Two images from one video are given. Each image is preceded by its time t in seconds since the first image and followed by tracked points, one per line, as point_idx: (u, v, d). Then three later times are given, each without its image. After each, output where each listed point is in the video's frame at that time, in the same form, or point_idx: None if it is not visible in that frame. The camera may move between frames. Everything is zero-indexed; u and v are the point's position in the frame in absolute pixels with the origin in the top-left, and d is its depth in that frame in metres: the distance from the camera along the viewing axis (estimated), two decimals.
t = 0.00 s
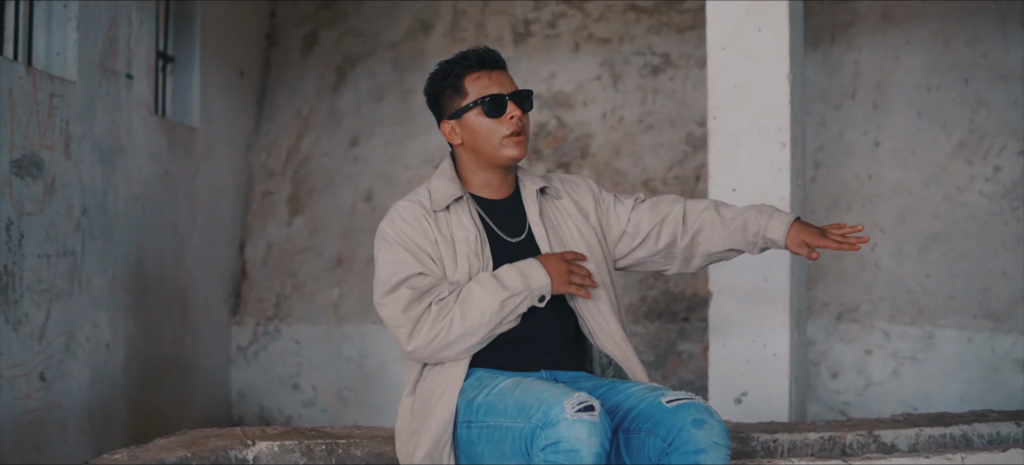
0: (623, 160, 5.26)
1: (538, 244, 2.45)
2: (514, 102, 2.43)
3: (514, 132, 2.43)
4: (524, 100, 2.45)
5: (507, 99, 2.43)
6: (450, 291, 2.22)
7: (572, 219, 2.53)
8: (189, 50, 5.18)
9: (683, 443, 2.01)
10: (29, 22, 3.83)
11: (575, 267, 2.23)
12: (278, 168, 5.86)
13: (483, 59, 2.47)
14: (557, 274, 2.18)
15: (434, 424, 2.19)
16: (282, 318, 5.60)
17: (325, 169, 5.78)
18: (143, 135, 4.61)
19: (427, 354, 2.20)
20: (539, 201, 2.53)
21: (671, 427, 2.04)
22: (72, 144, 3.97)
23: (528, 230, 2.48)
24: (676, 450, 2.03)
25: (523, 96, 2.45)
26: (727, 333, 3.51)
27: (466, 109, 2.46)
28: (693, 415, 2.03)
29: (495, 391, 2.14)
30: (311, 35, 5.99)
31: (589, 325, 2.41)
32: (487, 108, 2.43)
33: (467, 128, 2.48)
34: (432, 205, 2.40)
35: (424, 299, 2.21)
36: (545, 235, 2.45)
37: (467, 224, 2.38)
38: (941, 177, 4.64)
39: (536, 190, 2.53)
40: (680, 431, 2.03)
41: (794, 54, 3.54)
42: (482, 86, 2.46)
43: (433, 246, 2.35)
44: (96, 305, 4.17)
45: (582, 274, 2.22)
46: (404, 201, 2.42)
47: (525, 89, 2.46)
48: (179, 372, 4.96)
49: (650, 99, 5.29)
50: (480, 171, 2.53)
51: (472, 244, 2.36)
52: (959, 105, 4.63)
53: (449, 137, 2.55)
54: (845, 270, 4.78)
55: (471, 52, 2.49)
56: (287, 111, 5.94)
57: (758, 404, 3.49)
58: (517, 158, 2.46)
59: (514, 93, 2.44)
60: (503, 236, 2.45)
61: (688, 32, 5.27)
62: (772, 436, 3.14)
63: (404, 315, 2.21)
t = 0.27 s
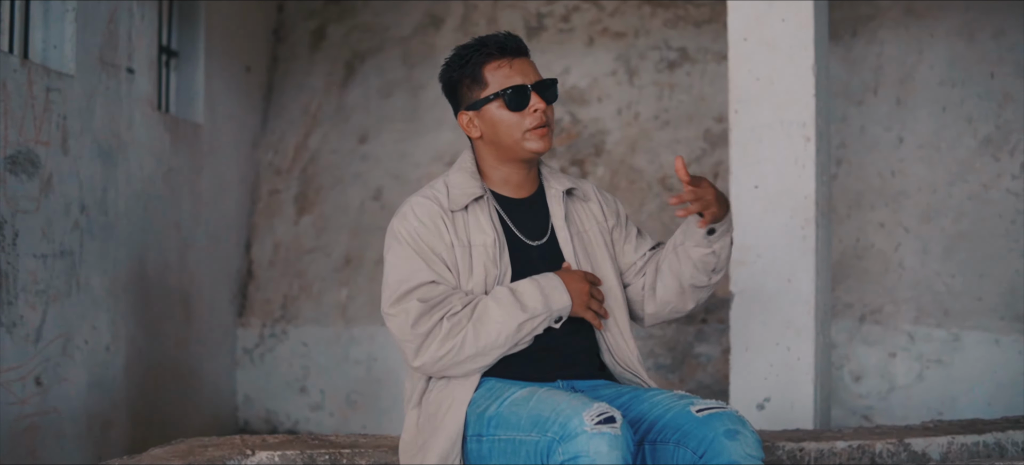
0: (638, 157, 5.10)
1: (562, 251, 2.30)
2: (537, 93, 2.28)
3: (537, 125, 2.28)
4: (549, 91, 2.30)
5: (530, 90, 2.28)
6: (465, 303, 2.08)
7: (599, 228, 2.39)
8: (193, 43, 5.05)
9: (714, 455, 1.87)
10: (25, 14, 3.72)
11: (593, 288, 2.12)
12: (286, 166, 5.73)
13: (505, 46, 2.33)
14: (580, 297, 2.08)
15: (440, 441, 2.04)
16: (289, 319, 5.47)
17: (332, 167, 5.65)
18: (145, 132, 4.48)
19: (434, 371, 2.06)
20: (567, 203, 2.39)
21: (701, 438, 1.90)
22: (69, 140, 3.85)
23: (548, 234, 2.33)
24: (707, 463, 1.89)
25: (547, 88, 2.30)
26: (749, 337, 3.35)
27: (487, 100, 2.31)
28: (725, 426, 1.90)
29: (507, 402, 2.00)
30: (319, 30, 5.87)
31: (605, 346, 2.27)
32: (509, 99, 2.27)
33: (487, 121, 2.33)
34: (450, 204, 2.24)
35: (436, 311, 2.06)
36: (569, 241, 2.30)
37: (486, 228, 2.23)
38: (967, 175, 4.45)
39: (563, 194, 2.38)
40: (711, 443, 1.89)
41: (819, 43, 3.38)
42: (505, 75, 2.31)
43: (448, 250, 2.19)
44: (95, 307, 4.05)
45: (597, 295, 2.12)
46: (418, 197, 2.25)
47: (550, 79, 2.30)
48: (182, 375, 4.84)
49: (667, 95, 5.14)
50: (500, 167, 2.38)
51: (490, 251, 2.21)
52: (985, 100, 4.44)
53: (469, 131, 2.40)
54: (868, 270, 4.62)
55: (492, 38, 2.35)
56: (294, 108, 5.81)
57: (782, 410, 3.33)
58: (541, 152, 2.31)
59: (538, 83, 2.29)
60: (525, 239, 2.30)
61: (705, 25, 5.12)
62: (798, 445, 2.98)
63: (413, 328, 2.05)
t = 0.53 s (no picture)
0: (642, 158, 5.00)
1: (574, 269, 2.16)
2: (575, 105, 2.11)
3: (568, 139, 2.11)
4: (588, 105, 2.13)
5: (569, 99, 2.11)
6: (424, 326, 1.95)
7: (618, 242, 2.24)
8: (187, 43, 4.97)
9: None
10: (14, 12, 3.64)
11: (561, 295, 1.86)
12: (283, 168, 5.64)
13: (552, 47, 2.14)
14: (534, 311, 1.85)
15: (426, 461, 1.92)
16: (286, 324, 5.37)
17: (331, 169, 5.56)
18: (137, 133, 4.40)
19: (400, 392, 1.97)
20: (586, 214, 2.23)
21: (711, 457, 1.83)
22: (57, 141, 3.76)
23: (559, 247, 2.19)
24: None
25: (588, 102, 2.13)
26: (755, 343, 3.23)
27: (522, 100, 2.14)
28: (737, 445, 1.84)
29: (499, 417, 1.89)
30: (318, 29, 5.77)
31: (615, 369, 2.15)
32: (545, 107, 2.11)
33: (516, 122, 2.16)
34: (453, 211, 2.10)
35: (399, 332, 1.96)
36: (583, 256, 2.15)
37: (487, 241, 2.09)
38: (977, 177, 4.34)
39: (584, 203, 2.22)
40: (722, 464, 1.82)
41: (827, 41, 3.28)
42: (544, 77, 2.13)
43: (443, 262, 2.06)
44: (85, 313, 3.95)
45: (563, 307, 1.86)
46: (420, 202, 2.11)
47: (592, 92, 2.13)
48: (176, 381, 4.74)
49: (671, 95, 5.04)
50: (518, 172, 2.23)
51: (490, 265, 2.08)
52: (995, 100, 4.33)
53: (494, 126, 2.23)
54: (877, 275, 4.52)
55: (540, 35, 2.15)
56: (291, 108, 5.71)
57: (790, 419, 3.23)
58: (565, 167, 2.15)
59: (580, 94, 2.12)
60: (534, 253, 2.16)
61: (709, 24, 5.02)
62: (807, 457, 2.85)
63: (379, 349, 1.97)
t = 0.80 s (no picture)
0: (643, 162, 4.96)
1: (598, 289, 2.10)
2: (604, 117, 2.04)
3: (595, 150, 2.03)
4: (617, 115, 2.05)
5: (597, 109, 2.04)
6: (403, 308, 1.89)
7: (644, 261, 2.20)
8: (183, 46, 4.93)
9: None
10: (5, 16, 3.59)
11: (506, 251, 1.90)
12: (281, 172, 5.60)
13: (582, 54, 2.07)
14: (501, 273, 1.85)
15: None
16: (283, 329, 5.33)
17: (329, 173, 5.52)
18: (132, 136, 4.35)
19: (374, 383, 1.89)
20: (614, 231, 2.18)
21: None
22: (49, 146, 3.72)
23: (585, 264, 2.12)
24: None
25: (618, 112, 2.05)
26: (758, 350, 3.18)
27: (549, 108, 2.06)
28: None
29: (498, 433, 1.85)
30: (315, 32, 5.72)
31: (628, 393, 2.10)
32: (571, 117, 2.03)
33: (542, 132, 2.08)
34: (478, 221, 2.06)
35: (378, 318, 1.91)
36: (609, 276, 2.09)
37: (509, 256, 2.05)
38: (981, 180, 4.31)
39: (613, 220, 2.17)
40: None
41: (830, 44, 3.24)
42: (573, 86, 2.06)
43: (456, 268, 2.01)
44: (78, 319, 3.91)
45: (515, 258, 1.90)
46: (440, 204, 2.06)
47: (625, 102, 2.06)
48: (172, 387, 4.70)
49: (672, 98, 4.99)
50: (545, 182, 2.14)
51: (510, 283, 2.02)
52: (999, 103, 4.30)
53: (523, 134, 2.16)
54: (880, 280, 4.46)
55: (569, 40, 2.08)
56: (289, 112, 5.67)
57: (792, 428, 3.17)
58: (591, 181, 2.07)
59: (609, 103, 2.05)
60: (560, 269, 2.09)
61: (710, 27, 4.97)
62: None
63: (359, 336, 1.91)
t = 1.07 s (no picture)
0: (644, 165, 4.96)
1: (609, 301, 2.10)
2: (629, 133, 2.03)
3: (619, 168, 2.03)
4: (641, 131, 2.04)
5: (622, 125, 2.04)
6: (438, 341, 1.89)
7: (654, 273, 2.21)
8: (184, 49, 4.94)
9: None
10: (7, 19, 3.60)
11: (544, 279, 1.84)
12: (282, 175, 5.61)
13: (611, 68, 2.05)
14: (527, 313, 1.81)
15: None
16: (285, 332, 5.34)
17: (330, 176, 5.53)
18: (133, 139, 4.35)
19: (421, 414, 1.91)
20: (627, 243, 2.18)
21: None
22: (51, 150, 3.72)
23: (598, 276, 2.13)
24: None
25: (643, 129, 2.05)
26: (759, 352, 3.18)
27: (573, 120, 2.06)
28: None
29: (509, 435, 1.85)
30: (316, 35, 5.72)
31: (634, 402, 2.10)
32: (598, 131, 2.03)
33: (566, 144, 2.08)
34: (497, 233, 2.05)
35: (415, 351, 1.91)
36: (621, 287, 2.09)
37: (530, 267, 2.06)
38: (982, 183, 4.29)
39: (626, 233, 2.17)
40: None
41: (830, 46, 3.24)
42: (601, 100, 2.05)
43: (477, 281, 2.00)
44: (80, 322, 3.91)
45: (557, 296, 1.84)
46: (458, 216, 2.04)
47: (651, 120, 2.05)
48: (174, 390, 4.70)
49: (673, 101, 4.99)
50: (562, 192, 2.14)
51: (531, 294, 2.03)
52: (1000, 107, 4.28)
53: (542, 142, 2.15)
54: (881, 282, 4.48)
55: (601, 53, 2.07)
56: (290, 115, 5.68)
57: (793, 430, 3.17)
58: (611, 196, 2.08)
59: (634, 119, 2.04)
60: (574, 280, 2.10)
61: (711, 30, 4.97)
62: None
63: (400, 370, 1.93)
